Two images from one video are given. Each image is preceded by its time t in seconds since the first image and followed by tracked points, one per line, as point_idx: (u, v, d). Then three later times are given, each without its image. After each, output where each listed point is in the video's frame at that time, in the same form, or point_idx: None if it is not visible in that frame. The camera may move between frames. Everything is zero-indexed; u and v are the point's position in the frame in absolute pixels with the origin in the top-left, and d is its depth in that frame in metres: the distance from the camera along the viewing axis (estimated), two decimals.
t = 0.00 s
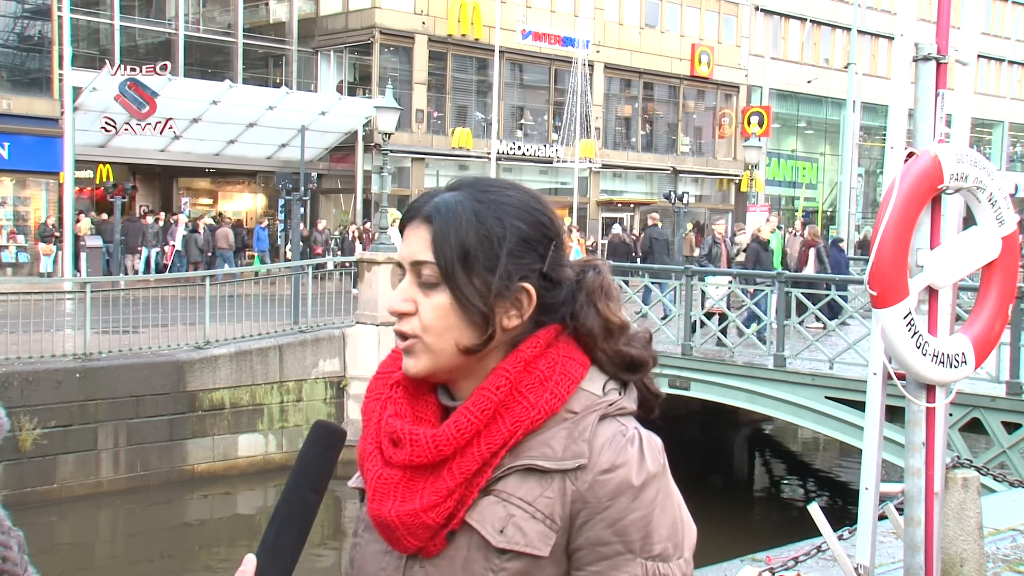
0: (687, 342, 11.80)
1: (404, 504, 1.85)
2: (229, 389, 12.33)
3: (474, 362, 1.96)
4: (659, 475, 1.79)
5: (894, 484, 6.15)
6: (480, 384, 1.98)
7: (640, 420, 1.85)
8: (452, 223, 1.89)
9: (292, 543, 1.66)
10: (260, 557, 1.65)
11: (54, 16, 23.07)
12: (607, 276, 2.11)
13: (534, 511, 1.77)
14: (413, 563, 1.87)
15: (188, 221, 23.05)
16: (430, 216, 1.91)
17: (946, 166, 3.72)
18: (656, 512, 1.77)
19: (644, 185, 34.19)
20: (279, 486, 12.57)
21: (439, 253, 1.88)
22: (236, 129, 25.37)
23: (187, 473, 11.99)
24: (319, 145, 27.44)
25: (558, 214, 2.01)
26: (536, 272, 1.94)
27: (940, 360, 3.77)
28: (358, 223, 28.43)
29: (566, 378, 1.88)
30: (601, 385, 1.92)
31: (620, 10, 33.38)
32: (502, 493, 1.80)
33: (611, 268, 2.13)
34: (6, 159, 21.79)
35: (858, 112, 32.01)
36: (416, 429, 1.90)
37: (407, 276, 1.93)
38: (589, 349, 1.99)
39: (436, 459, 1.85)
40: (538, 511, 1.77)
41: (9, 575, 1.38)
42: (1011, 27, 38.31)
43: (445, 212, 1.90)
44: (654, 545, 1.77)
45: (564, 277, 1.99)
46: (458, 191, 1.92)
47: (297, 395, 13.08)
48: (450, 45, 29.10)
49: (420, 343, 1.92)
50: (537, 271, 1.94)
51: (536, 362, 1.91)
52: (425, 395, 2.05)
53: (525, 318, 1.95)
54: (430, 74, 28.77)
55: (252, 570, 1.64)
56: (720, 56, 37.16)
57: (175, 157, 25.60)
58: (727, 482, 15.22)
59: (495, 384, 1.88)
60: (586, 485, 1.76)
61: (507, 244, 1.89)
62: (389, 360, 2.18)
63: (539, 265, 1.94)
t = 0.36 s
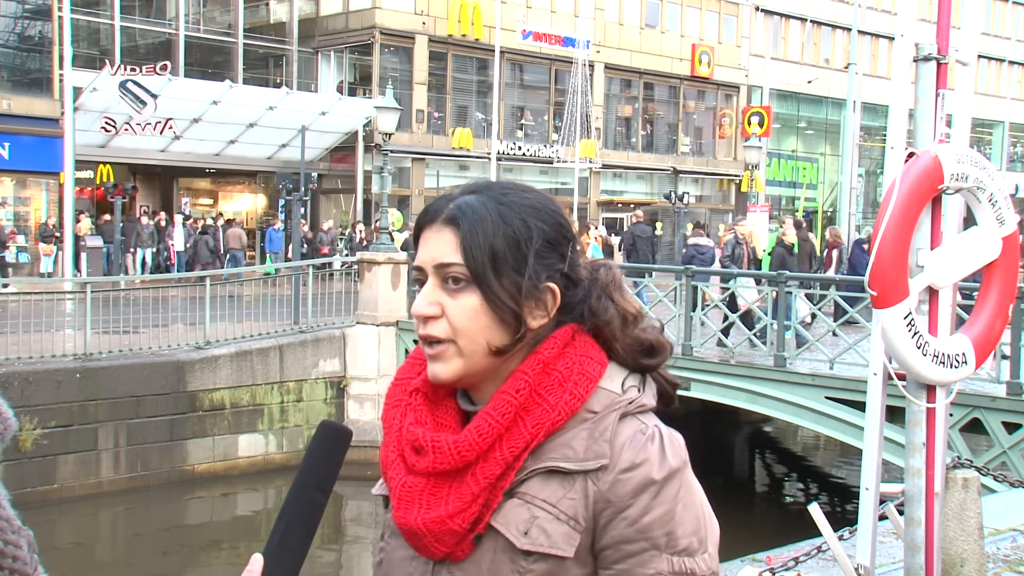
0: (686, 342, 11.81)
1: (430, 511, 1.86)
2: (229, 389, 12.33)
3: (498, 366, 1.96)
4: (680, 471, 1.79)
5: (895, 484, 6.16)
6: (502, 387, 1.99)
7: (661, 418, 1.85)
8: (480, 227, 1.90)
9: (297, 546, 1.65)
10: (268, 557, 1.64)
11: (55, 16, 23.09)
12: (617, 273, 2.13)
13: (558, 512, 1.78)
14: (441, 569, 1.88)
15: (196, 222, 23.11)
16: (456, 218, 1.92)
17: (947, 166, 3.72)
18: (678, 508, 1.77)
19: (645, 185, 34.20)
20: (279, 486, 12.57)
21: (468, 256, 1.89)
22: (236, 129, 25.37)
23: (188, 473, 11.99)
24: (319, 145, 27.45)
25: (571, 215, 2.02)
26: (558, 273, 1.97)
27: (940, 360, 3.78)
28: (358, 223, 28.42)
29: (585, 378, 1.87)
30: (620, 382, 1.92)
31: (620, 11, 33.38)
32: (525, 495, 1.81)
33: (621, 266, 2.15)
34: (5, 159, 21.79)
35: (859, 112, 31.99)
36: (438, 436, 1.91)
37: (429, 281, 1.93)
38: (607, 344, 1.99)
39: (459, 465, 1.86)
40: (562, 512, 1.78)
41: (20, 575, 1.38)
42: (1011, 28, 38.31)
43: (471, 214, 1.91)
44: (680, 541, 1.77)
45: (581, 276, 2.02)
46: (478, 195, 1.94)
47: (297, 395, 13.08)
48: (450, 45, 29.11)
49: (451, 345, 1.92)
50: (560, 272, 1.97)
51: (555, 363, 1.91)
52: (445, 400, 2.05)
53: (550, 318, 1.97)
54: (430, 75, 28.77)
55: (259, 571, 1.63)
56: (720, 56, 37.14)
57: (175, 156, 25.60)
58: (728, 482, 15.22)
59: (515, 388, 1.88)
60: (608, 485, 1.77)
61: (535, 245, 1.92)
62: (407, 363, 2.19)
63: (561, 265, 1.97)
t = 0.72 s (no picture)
0: (686, 342, 11.81)
1: (430, 520, 1.88)
2: (229, 389, 12.33)
3: (492, 375, 1.96)
4: (683, 466, 1.77)
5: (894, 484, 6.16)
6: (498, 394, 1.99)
7: (662, 417, 1.83)
8: (462, 239, 1.89)
9: (304, 546, 1.65)
10: (275, 559, 1.64)
11: (55, 16, 23.10)
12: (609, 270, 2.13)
13: (560, 518, 1.77)
14: None
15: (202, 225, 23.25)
16: (437, 231, 1.90)
17: (946, 167, 3.72)
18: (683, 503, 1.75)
19: (645, 185, 34.18)
20: (280, 486, 12.57)
21: (451, 270, 1.88)
22: (236, 130, 25.36)
23: (188, 473, 11.97)
24: (319, 145, 27.44)
25: (561, 217, 2.02)
26: (546, 277, 1.95)
27: (941, 360, 3.78)
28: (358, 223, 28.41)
29: (581, 380, 1.87)
30: (620, 383, 1.91)
31: (620, 11, 33.36)
32: (527, 502, 1.80)
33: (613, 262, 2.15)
34: (5, 159, 21.79)
35: (859, 112, 31.99)
36: (435, 443, 1.91)
37: (418, 294, 1.93)
38: (601, 342, 1.99)
39: (457, 473, 1.87)
40: (563, 518, 1.77)
41: (27, 575, 1.38)
42: (1012, 27, 38.31)
43: (452, 227, 1.89)
44: (692, 533, 1.74)
45: (571, 277, 2.01)
46: (459, 204, 1.93)
47: (297, 395, 13.06)
48: (450, 45, 29.10)
49: (441, 360, 1.92)
50: (548, 275, 1.95)
51: (550, 366, 1.91)
52: (444, 409, 2.06)
53: (541, 324, 1.96)
54: (430, 75, 28.77)
55: (266, 571, 1.62)
56: (720, 56, 37.13)
57: (175, 156, 25.61)
58: (728, 482, 15.21)
59: (509, 395, 1.88)
60: (610, 489, 1.75)
61: (518, 253, 1.90)
62: (405, 370, 2.20)
63: (550, 270, 1.95)
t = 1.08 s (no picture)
0: (687, 341, 11.81)
1: (409, 516, 1.86)
2: (229, 389, 12.33)
3: (479, 372, 1.95)
4: (665, 475, 1.78)
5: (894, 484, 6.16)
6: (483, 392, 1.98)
7: (645, 423, 1.84)
8: (457, 233, 1.88)
9: (300, 545, 1.65)
10: (271, 555, 1.65)
11: (55, 16, 23.12)
12: (599, 274, 2.14)
13: (540, 519, 1.76)
14: (420, 573, 1.88)
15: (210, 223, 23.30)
16: (434, 224, 1.89)
17: (947, 167, 3.72)
18: (665, 512, 1.76)
19: (645, 185, 34.18)
20: (280, 486, 12.56)
21: (448, 262, 1.88)
22: (236, 129, 25.36)
23: (187, 473, 11.98)
24: (319, 145, 27.45)
25: (553, 217, 2.02)
26: (540, 275, 1.95)
27: (940, 360, 3.77)
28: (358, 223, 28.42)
29: (567, 382, 1.87)
30: (605, 386, 1.91)
31: (620, 11, 33.38)
32: (506, 501, 1.79)
33: (603, 266, 2.16)
34: (6, 159, 21.82)
35: (859, 112, 31.97)
36: (419, 440, 1.89)
37: (410, 288, 1.92)
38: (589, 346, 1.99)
39: (439, 469, 1.85)
40: (543, 519, 1.76)
41: (24, 574, 1.38)
42: (1012, 28, 38.33)
43: (451, 220, 1.89)
44: (669, 546, 1.76)
45: (563, 278, 2.01)
46: (454, 199, 1.92)
47: (297, 395, 13.06)
48: (450, 45, 29.13)
49: (430, 354, 1.91)
50: (542, 274, 1.95)
51: (537, 366, 1.90)
52: (428, 404, 2.05)
53: (532, 322, 1.96)
54: (430, 74, 28.79)
55: (263, 570, 1.64)
56: (720, 56, 37.14)
57: (175, 156, 25.62)
58: (727, 483, 15.21)
59: (496, 392, 1.87)
60: (592, 492, 1.75)
61: (515, 249, 1.91)
62: (390, 363, 2.18)
63: (544, 268, 1.96)
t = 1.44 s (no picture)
0: (688, 341, 11.83)
1: (378, 511, 1.84)
2: (229, 389, 12.31)
3: (455, 370, 1.94)
4: (635, 480, 1.77)
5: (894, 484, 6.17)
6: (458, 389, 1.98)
7: (617, 426, 1.83)
8: (437, 229, 1.88)
9: (289, 543, 1.65)
10: (259, 552, 1.64)
11: (55, 16, 23.11)
12: (578, 275, 2.13)
13: (509, 518, 1.75)
14: (386, 569, 1.86)
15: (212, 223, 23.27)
16: (414, 221, 1.89)
17: (947, 166, 3.72)
18: (630, 520, 1.74)
19: (645, 185, 34.15)
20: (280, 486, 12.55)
21: (427, 259, 1.87)
22: (236, 129, 25.37)
23: (188, 473, 11.97)
24: (319, 145, 27.46)
25: (533, 216, 2.01)
26: (518, 274, 1.95)
27: (940, 360, 3.77)
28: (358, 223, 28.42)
29: (542, 383, 1.86)
30: (578, 388, 1.90)
31: (620, 11, 33.37)
32: (476, 499, 1.78)
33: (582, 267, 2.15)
34: (6, 159, 21.83)
35: (859, 112, 32.00)
36: (391, 434, 1.88)
37: (388, 285, 1.91)
38: (566, 348, 1.98)
39: (411, 465, 1.83)
40: (512, 518, 1.75)
41: (18, 575, 1.38)
42: (1012, 28, 38.34)
43: (429, 218, 1.89)
44: (628, 553, 1.74)
45: (542, 276, 2.01)
46: (436, 196, 1.92)
47: (297, 395, 13.03)
48: (450, 45, 29.14)
49: (408, 351, 1.90)
50: (520, 273, 1.95)
51: (512, 366, 1.90)
52: (400, 400, 2.03)
53: (510, 321, 1.95)
54: (430, 74, 28.79)
55: (250, 568, 1.64)
56: (720, 56, 37.15)
57: (175, 156, 25.62)
58: (727, 483, 15.20)
59: (470, 390, 1.86)
60: (561, 493, 1.74)
61: (494, 248, 1.91)
62: (365, 359, 2.17)
63: (521, 266, 1.95)
